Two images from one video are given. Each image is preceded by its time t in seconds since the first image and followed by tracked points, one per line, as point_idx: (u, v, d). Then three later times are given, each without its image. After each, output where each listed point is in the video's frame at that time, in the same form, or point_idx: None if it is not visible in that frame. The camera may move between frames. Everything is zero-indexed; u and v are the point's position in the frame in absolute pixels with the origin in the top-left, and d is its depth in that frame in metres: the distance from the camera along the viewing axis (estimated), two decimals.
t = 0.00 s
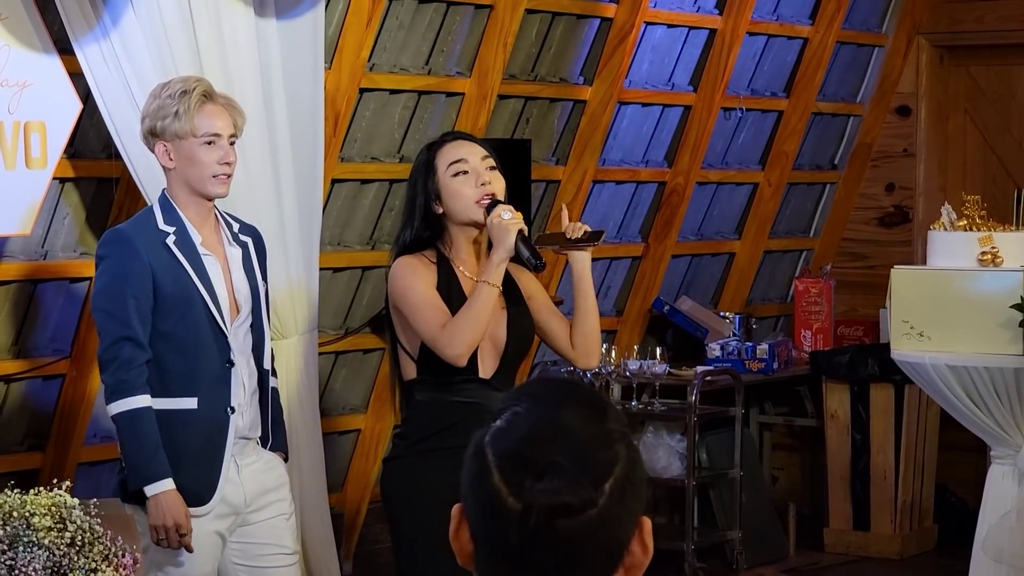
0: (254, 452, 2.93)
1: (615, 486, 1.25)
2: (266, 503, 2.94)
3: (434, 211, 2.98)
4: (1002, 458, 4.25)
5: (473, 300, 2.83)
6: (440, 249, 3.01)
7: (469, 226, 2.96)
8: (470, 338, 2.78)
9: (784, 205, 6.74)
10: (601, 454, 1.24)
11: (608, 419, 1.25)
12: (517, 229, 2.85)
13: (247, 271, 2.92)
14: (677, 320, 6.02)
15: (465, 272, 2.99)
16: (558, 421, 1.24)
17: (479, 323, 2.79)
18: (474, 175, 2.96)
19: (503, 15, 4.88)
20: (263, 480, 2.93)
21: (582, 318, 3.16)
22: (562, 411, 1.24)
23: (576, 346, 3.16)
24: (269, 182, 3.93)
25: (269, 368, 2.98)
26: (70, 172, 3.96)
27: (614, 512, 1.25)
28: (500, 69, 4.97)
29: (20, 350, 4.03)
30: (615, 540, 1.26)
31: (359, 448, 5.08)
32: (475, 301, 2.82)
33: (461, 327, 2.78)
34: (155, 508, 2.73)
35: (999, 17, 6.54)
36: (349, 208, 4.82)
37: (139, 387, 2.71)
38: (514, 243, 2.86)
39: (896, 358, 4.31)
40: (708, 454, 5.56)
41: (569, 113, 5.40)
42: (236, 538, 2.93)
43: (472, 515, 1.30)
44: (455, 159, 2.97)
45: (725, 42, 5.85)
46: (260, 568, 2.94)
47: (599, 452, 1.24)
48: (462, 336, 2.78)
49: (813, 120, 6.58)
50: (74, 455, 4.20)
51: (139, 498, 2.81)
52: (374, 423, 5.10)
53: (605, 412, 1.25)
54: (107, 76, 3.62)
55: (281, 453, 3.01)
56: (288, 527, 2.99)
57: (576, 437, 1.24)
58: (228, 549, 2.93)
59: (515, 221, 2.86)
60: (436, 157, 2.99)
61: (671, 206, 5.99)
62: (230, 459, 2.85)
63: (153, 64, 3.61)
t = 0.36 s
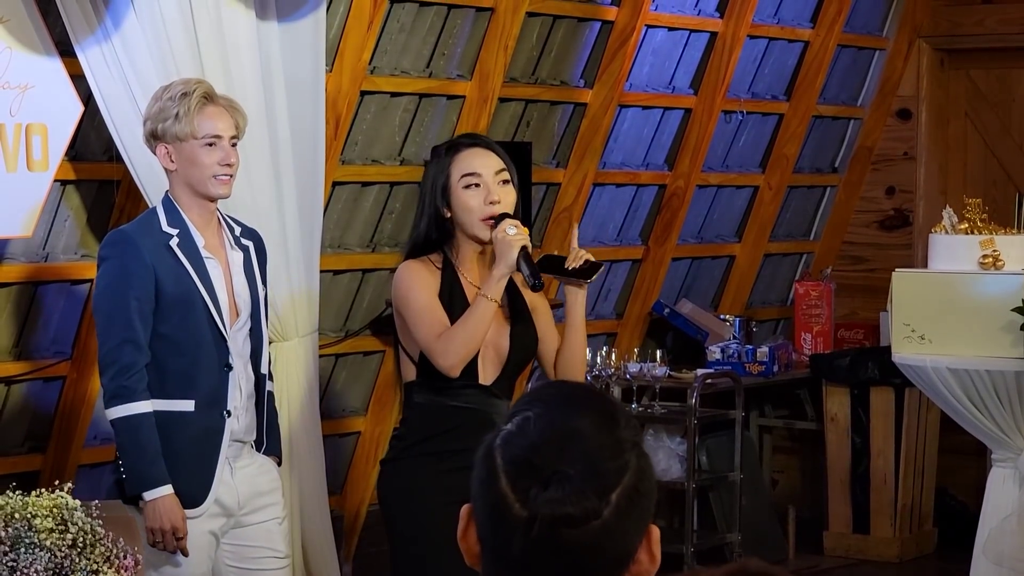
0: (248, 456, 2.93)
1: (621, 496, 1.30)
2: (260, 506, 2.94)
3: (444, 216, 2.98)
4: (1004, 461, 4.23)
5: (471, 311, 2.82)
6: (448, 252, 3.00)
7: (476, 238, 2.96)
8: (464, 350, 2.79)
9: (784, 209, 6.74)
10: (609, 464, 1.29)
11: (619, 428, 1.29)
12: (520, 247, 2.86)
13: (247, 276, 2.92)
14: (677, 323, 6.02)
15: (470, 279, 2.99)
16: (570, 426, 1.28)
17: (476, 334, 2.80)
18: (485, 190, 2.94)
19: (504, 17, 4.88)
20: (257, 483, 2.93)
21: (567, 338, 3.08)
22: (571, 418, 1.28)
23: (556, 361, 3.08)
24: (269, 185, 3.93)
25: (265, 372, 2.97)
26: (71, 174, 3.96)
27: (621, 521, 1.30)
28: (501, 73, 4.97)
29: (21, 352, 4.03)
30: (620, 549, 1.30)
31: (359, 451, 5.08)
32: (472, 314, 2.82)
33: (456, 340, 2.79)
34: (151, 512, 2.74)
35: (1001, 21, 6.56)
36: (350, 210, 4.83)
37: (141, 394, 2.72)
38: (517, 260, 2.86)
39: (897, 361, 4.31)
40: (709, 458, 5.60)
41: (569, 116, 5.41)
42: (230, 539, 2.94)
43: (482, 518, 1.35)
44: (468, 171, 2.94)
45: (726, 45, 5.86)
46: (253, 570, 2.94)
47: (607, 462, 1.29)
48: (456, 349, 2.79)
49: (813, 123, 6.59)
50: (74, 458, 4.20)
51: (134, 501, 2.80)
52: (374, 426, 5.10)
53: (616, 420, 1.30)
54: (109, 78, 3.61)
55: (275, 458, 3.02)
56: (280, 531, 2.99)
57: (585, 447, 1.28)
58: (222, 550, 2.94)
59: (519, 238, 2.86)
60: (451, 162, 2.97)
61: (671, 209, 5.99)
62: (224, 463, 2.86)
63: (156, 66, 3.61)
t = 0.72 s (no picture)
0: (248, 455, 2.93)
1: (614, 491, 1.22)
2: (260, 506, 2.94)
3: (440, 210, 2.97)
4: (1007, 460, 4.26)
5: (467, 317, 2.82)
6: (437, 251, 3.00)
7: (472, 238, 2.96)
8: (460, 353, 2.79)
9: (787, 208, 6.75)
10: (603, 459, 1.21)
11: (614, 421, 1.22)
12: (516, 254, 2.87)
13: (251, 274, 2.92)
14: (680, 322, 6.02)
15: (462, 278, 2.99)
16: (565, 420, 1.21)
17: (473, 337, 2.80)
18: (489, 193, 2.93)
19: (507, 16, 4.88)
20: (256, 483, 2.92)
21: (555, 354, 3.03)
22: (564, 413, 1.21)
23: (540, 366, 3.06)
24: (272, 182, 3.93)
25: (269, 371, 2.97)
26: (74, 172, 3.96)
27: (614, 518, 1.23)
28: (504, 72, 4.97)
29: (24, 350, 4.03)
30: (615, 547, 1.23)
31: (361, 450, 5.08)
32: (468, 318, 2.82)
33: (451, 344, 2.79)
34: (158, 508, 2.73)
35: (1004, 20, 6.55)
36: (354, 209, 4.83)
37: (147, 391, 2.72)
38: (513, 264, 2.88)
39: (900, 361, 4.30)
40: (712, 456, 5.61)
41: (572, 115, 5.41)
42: (228, 538, 2.92)
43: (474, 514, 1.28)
44: (473, 170, 2.94)
45: (729, 45, 5.86)
46: (250, 570, 2.93)
47: (600, 457, 1.21)
48: (451, 354, 2.78)
49: (816, 122, 6.59)
50: (77, 456, 4.20)
51: (139, 497, 2.80)
52: (376, 425, 5.10)
53: (611, 413, 1.22)
54: (112, 76, 3.60)
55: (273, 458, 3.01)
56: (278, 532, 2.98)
57: (577, 444, 1.21)
58: (220, 549, 2.92)
59: (517, 244, 2.88)
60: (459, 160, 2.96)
61: (674, 208, 6.00)
62: (231, 462, 2.86)
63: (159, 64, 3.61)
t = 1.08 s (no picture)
0: (242, 454, 2.92)
1: (558, 478, 1.23)
2: (254, 504, 2.93)
3: (429, 213, 2.96)
4: (1003, 458, 4.28)
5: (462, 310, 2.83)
6: (433, 251, 2.98)
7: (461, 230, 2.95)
8: (462, 348, 2.79)
9: (784, 205, 6.76)
10: (545, 448, 1.22)
11: (556, 409, 1.22)
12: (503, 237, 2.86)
13: (247, 271, 2.92)
14: (676, 320, 6.02)
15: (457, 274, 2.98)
16: (508, 411, 1.21)
17: (473, 328, 2.81)
18: (468, 181, 2.92)
19: (504, 14, 4.88)
20: (250, 481, 2.91)
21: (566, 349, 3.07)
22: (506, 402, 1.21)
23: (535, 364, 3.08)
24: (269, 180, 3.93)
25: (263, 370, 2.97)
26: (71, 170, 3.96)
27: (559, 507, 1.23)
28: (502, 69, 4.97)
29: (21, 347, 4.03)
30: (559, 536, 1.24)
31: (358, 447, 5.09)
32: (466, 309, 2.82)
33: (452, 338, 2.79)
34: (157, 507, 2.75)
35: (1000, 18, 6.54)
36: (351, 205, 4.83)
37: (147, 389, 2.73)
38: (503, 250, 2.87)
39: (897, 359, 4.30)
40: (708, 454, 5.61)
41: (570, 113, 5.41)
42: (221, 537, 2.91)
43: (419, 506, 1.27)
44: (452, 162, 2.93)
45: (726, 43, 5.86)
46: (243, 569, 2.92)
47: (542, 447, 1.21)
48: (453, 347, 2.79)
49: (813, 120, 6.61)
50: (73, 454, 4.20)
51: (137, 495, 2.81)
52: (373, 423, 5.10)
53: (552, 401, 1.23)
54: (109, 73, 3.61)
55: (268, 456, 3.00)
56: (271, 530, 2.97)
57: (520, 432, 1.21)
58: (213, 548, 2.91)
59: (503, 228, 2.87)
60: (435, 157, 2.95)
61: (671, 206, 6.00)
62: (226, 461, 2.86)
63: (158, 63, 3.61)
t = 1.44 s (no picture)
0: (250, 449, 2.92)
1: (498, 483, 1.32)
2: (262, 499, 2.93)
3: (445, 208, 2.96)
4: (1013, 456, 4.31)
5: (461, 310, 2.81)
6: (446, 246, 2.98)
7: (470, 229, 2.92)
8: (460, 348, 2.80)
9: (793, 203, 6.77)
10: (484, 451, 1.31)
11: (499, 410, 1.32)
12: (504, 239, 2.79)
13: (253, 266, 2.92)
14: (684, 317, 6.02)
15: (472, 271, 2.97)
16: (450, 418, 1.31)
17: (471, 331, 2.81)
18: (481, 182, 2.90)
19: (515, 10, 4.88)
20: (258, 476, 2.91)
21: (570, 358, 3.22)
22: (449, 408, 1.31)
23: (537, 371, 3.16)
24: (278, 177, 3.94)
25: (270, 366, 2.96)
26: (81, 164, 3.96)
27: (501, 509, 1.32)
28: (512, 65, 4.96)
29: (29, 342, 4.04)
30: (504, 537, 1.33)
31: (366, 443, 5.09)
32: (466, 309, 2.81)
33: (450, 339, 2.81)
34: (164, 505, 2.75)
35: (1009, 17, 6.50)
36: (360, 201, 4.83)
37: (155, 385, 2.73)
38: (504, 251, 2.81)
39: (907, 357, 4.29)
40: (716, 451, 5.60)
41: (579, 109, 5.41)
42: (230, 532, 2.92)
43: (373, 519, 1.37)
44: (467, 160, 2.91)
45: (736, 40, 5.85)
46: (251, 565, 2.93)
47: (484, 447, 1.31)
48: (452, 347, 2.81)
49: (822, 118, 6.61)
50: (82, 449, 4.21)
51: (145, 491, 2.81)
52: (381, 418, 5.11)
53: (495, 404, 1.33)
54: (120, 66, 3.61)
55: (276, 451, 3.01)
56: (279, 524, 2.98)
57: (462, 432, 1.31)
58: (222, 544, 2.92)
59: (504, 230, 2.81)
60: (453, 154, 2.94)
61: (679, 203, 6.00)
62: (235, 456, 2.86)
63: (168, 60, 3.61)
